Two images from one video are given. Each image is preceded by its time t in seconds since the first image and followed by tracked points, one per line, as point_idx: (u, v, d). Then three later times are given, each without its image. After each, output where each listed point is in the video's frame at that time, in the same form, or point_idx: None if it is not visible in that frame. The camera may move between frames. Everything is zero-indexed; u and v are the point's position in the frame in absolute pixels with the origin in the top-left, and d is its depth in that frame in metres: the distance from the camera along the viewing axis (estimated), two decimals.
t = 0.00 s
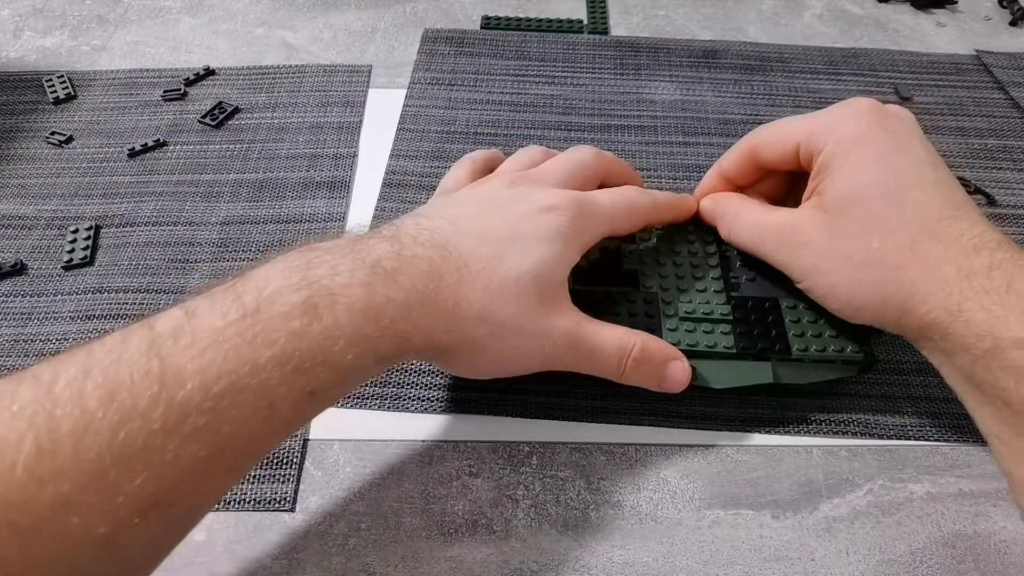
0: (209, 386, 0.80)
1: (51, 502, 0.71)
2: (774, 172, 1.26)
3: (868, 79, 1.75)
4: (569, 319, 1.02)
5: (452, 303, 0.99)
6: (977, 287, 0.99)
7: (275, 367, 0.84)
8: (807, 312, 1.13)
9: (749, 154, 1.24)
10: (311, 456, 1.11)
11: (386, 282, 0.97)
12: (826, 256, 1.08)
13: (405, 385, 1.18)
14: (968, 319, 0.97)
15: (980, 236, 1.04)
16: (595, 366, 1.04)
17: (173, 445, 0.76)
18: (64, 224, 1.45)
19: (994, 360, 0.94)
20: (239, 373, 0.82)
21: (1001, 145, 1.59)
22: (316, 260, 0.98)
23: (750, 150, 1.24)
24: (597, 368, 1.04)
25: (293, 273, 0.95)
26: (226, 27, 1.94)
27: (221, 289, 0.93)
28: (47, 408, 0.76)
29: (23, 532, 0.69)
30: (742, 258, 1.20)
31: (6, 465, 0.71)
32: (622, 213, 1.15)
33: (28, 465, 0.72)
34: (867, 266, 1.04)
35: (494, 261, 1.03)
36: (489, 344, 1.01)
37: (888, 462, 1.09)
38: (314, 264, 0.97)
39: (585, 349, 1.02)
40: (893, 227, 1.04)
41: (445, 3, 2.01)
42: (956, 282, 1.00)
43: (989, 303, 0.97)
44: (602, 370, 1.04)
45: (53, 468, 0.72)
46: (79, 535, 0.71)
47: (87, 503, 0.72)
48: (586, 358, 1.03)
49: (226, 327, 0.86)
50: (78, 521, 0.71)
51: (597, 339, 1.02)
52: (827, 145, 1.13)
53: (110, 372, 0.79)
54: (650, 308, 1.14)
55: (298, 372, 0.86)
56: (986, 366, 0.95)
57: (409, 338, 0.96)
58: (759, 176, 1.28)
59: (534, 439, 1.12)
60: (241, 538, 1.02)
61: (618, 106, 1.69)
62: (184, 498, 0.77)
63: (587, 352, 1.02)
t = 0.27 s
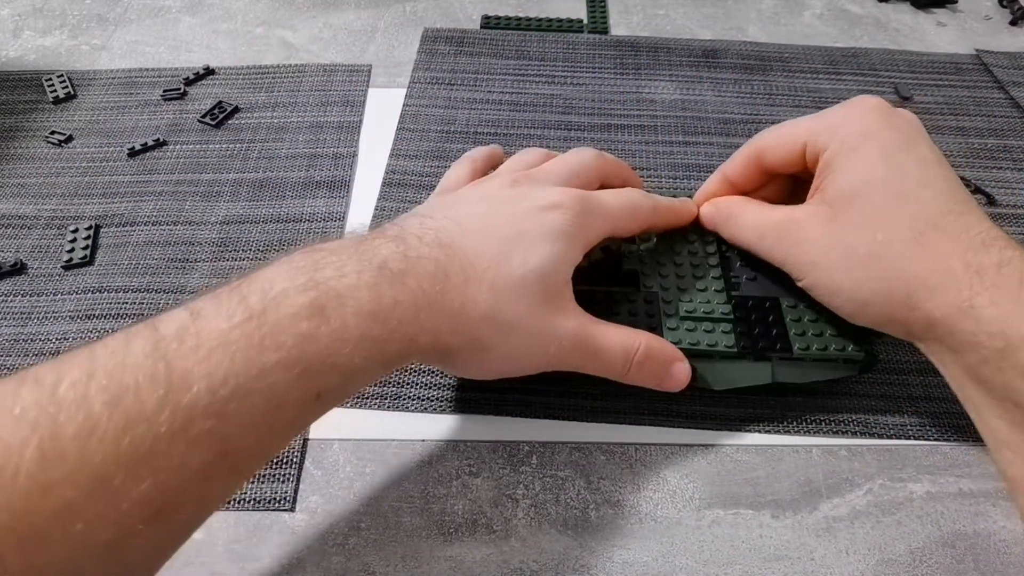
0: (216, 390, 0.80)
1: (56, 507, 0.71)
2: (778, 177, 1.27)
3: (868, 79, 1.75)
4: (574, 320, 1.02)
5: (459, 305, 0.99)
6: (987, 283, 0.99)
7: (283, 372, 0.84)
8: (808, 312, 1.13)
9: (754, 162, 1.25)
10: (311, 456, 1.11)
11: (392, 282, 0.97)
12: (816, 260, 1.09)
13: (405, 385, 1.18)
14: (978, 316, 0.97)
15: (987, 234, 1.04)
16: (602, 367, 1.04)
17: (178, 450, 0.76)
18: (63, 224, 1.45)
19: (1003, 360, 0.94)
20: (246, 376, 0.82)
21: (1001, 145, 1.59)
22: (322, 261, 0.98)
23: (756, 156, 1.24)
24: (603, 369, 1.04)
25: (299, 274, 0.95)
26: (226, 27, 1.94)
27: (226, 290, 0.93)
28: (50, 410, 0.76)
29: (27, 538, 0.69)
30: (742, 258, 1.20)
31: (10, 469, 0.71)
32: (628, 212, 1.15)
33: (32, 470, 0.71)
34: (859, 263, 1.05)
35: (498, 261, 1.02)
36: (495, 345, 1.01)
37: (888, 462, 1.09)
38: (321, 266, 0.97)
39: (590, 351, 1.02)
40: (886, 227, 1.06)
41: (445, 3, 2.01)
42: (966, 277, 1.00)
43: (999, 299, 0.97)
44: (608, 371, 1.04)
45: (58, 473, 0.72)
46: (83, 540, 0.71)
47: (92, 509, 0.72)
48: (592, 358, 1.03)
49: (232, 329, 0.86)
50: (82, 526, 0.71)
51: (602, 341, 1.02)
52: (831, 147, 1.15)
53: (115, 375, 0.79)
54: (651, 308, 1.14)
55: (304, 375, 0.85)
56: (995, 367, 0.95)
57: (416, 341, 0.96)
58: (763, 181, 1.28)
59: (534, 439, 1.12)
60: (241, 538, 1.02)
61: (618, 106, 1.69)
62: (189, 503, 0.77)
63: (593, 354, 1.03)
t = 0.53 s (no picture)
0: (212, 390, 0.80)
1: (53, 510, 0.71)
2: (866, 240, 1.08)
3: (868, 79, 1.75)
4: (571, 318, 1.02)
5: (454, 303, 0.99)
6: None
7: (277, 370, 0.84)
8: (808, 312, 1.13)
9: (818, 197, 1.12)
10: (311, 456, 1.11)
11: (387, 282, 0.97)
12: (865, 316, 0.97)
13: (405, 385, 1.18)
14: None
15: None
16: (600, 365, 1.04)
17: (175, 450, 0.76)
18: (63, 224, 1.45)
19: None
20: (242, 375, 0.82)
21: (1001, 145, 1.59)
22: (317, 263, 0.98)
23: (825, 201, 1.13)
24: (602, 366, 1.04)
25: (295, 275, 0.95)
26: (226, 26, 1.94)
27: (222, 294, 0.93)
28: (48, 414, 0.76)
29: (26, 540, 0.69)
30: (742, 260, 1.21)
31: (7, 473, 0.71)
32: (623, 214, 1.15)
33: (29, 473, 0.71)
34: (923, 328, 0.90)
35: (496, 260, 1.03)
36: (491, 344, 1.01)
37: (888, 462, 1.09)
38: (316, 266, 0.97)
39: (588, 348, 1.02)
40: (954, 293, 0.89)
41: (445, 3, 2.01)
42: None
43: None
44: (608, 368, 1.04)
45: (54, 475, 0.72)
46: (81, 542, 0.71)
47: (89, 510, 0.72)
48: (590, 356, 1.03)
49: (227, 330, 0.85)
50: (80, 528, 0.71)
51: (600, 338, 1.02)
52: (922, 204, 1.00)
53: (111, 378, 0.79)
54: (651, 309, 1.14)
55: (301, 372, 0.86)
56: None
57: (414, 340, 0.96)
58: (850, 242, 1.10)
59: (534, 439, 1.12)
60: (241, 537, 1.02)
61: (618, 106, 1.69)
62: (188, 502, 0.77)
63: (591, 352, 1.02)
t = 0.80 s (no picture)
0: (216, 388, 0.80)
1: (58, 508, 0.71)
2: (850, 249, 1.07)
3: (868, 79, 1.75)
4: (576, 316, 1.02)
5: (458, 301, 0.99)
6: None
7: (282, 368, 0.84)
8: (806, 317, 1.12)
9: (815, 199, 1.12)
10: (311, 456, 1.11)
11: (392, 279, 0.97)
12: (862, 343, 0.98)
13: (404, 385, 1.18)
14: None
15: None
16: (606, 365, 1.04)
17: (180, 448, 0.76)
18: (63, 224, 1.45)
19: None
20: (246, 373, 0.82)
21: (1001, 145, 1.59)
22: (320, 260, 0.98)
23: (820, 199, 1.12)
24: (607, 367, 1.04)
25: (298, 272, 0.95)
26: (226, 26, 1.94)
27: (227, 291, 0.93)
28: (53, 412, 0.76)
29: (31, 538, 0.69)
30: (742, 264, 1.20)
31: (11, 471, 0.71)
32: (627, 212, 1.15)
33: (33, 471, 0.71)
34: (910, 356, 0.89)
35: (499, 257, 1.02)
36: (495, 342, 1.01)
37: (888, 463, 1.09)
38: (319, 264, 0.97)
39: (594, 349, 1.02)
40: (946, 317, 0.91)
41: (445, 3, 2.01)
42: None
43: None
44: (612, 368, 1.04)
45: (59, 473, 0.72)
46: (86, 540, 0.71)
47: (95, 508, 0.72)
48: (592, 357, 1.03)
49: (232, 328, 0.85)
50: (86, 526, 0.71)
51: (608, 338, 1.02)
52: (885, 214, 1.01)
53: (115, 376, 0.79)
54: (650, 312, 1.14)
55: (305, 371, 0.86)
56: None
57: (420, 337, 0.97)
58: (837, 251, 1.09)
59: (533, 440, 1.12)
60: (241, 538, 1.02)
61: (618, 106, 1.69)
62: (193, 501, 0.77)
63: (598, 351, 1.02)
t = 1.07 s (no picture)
0: (217, 392, 0.80)
1: (58, 512, 0.70)
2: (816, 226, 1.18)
3: (868, 79, 1.75)
4: (577, 318, 1.03)
5: (458, 304, 0.99)
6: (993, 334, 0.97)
7: (285, 371, 0.84)
8: (808, 317, 1.12)
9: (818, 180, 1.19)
10: (311, 456, 1.11)
11: (393, 283, 0.97)
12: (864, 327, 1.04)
13: (404, 385, 1.18)
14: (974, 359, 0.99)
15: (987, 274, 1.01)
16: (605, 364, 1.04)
17: (181, 451, 0.76)
18: (63, 224, 1.45)
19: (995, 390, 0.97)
20: (247, 376, 0.82)
21: (1000, 145, 1.59)
22: (320, 264, 0.98)
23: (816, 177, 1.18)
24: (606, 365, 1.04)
25: (298, 275, 0.95)
26: (226, 26, 1.94)
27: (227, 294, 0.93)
28: (52, 416, 0.75)
29: (31, 542, 0.69)
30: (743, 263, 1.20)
31: (11, 475, 0.71)
32: (628, 214, 1.15)
33: (33, 475, 0.71)
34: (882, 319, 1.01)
35: (499, 260, 1.03)
36: (495, 344, 1.01)
37: (887, 462, 1.09)
38: (319, 267, 0.97)
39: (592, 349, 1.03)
40: (927, 292, 0.99)
41: (445, 3, 2.01)
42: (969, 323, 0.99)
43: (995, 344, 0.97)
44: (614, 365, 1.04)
45: (60, 478, 0.71)
46: (87, 544, 0.71)
47: (96, 513, 0.71)
48: (592, 357, 1.03)
49: (233, 331, 0.85)
50: (86, 531, 0.71)
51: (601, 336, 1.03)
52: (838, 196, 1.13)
53: (116, 380, 0.79)
54: (650, 312, 1.13)
55: (307, 374, 0.86)
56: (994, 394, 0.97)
57: (420, 340, 0.96)
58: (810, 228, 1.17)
59: (534, 439, 1.12)
60: (241, 538, 1.02)
61: (618, 106, 1.69)
62: (193, 506, 0.77)
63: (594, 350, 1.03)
